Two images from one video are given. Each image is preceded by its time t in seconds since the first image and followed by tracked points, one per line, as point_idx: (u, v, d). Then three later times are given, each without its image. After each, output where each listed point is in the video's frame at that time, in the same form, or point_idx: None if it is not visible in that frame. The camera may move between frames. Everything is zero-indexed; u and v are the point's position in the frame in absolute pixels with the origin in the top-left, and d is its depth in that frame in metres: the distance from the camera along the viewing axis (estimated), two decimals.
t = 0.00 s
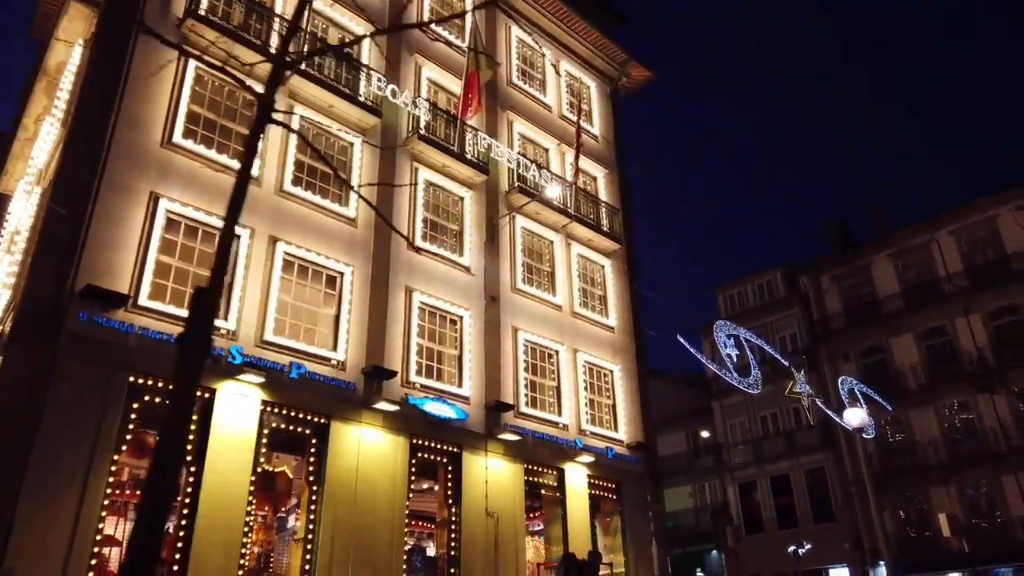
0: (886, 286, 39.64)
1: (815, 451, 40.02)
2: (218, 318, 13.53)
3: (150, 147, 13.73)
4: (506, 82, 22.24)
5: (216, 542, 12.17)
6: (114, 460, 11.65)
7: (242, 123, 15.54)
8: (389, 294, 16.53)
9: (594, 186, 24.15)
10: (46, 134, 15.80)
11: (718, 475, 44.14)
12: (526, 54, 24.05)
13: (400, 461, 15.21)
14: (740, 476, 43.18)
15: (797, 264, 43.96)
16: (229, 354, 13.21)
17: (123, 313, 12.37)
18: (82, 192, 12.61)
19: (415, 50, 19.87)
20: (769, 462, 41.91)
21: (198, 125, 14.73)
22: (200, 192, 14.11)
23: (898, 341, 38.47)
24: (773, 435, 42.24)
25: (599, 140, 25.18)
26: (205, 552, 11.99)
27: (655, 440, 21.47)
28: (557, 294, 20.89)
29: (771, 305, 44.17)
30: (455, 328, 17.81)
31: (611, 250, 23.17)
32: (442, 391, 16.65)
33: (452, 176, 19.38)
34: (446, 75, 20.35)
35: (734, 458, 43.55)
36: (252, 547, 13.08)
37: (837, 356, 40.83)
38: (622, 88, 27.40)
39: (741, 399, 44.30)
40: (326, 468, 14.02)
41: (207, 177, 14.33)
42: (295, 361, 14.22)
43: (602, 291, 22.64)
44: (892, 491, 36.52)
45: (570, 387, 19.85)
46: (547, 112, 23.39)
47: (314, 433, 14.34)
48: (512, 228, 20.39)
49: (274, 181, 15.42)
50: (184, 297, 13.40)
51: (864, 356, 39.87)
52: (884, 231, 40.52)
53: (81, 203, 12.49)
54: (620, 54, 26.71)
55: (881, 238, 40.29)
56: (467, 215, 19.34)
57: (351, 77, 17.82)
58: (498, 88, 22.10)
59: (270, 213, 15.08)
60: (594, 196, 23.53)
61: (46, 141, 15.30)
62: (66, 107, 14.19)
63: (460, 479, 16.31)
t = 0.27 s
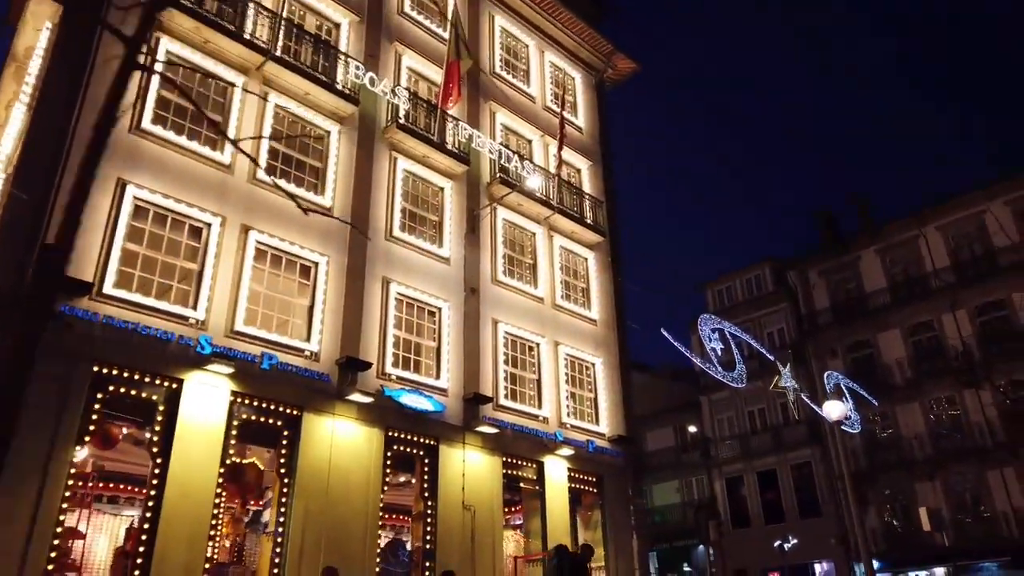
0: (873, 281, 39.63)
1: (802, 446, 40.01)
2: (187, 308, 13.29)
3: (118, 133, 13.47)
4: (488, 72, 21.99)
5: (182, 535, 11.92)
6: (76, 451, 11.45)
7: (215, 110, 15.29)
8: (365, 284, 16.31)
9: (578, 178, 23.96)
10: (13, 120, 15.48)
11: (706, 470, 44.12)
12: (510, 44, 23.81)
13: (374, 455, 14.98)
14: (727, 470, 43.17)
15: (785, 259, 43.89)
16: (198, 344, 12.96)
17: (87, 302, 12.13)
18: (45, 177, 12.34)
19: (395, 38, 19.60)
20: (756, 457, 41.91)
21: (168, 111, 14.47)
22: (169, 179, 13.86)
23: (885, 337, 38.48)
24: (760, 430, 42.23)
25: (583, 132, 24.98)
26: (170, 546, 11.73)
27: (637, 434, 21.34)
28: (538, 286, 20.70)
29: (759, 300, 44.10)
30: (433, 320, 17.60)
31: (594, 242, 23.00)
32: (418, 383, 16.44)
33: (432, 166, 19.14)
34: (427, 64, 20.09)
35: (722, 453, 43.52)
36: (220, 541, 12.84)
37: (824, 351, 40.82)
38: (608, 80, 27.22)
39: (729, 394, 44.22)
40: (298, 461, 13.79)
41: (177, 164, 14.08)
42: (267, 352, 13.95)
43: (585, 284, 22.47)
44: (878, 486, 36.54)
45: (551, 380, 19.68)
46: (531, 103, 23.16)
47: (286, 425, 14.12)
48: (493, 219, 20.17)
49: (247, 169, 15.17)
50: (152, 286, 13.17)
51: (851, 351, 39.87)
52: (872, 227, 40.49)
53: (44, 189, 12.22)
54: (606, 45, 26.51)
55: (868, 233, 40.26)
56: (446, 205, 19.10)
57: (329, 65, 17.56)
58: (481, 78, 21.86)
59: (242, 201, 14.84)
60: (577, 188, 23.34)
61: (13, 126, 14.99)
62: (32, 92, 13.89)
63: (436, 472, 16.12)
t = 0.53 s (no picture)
0: (864, 277, 39.54)
1: (792, 442, 39.93)
2: (157, 301, 13.01)
3: (86, 121, 13.15)
4: (473, 64, 21.69)
5: (150, 531, 11.65)
6: (39, 448, 11.20)
7: (189, 99, 14.99)
8: (344, 278, 16.04)
9: (564, 172, 23.72)
10: None
11: (696, 466, 44.02)
12: (495, 35, 23.52)
13: (350, 452, 14.72)
14: (717, 467, 43.10)
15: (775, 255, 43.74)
16: (168, 338, 12.71)
17: (53, 294, 11.84)
18: (10, 167, 12.02)
19: (376, 28, 19.29)
20: (746, 453, 41.82)
21: (139, 100, 14.16)
22: (139, 169, 13.55)
23: (874, 333, 38.40)
24: (750, 426, 42.14)
25: (570, 125, 24.73)
26: (137, 543, 11.46)
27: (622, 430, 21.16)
28: (522, 281, 20.46)
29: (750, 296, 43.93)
30: (413, 314, 17.34)
31: (580, 237, 22.78)
32: (397, 379, 16.20)
33: (413, 159, 18.86)
34: (409, 55, 19.78)
35: (712, 449, 43.40)
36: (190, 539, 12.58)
37: (814, 348, 40.73)
38: (595, 73, 26.97)
39: (720, 390, 44.07)
40: (271, 457, 13.53)
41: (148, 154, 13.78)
42: (240, 346, 13.70)
43: (570, 278, 22.26)
44: (867, 483, 36.49)
45: (534, 375, 19.46)
46: (516, 96, 22.89)
47: (259, 420, 13.86)
48: (476, 213, 19.92)
49: (221, 160, 14.88)
50: (120, 279, 12.89)
51: (841, 347, 39.78)
52: (862, 222, 40.37)
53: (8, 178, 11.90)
54: (593, 37, 26.25)
55: (859, 229, 40.12)
56: (428, 198, 18.84)
57: (308, 55, 17.26)
58: (465, 69, 21.58)
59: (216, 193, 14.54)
60: (563, 182, 23.11)
61: None
62: None
63: (415, 468, 15.89)
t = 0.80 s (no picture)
0: (854, 272, 39.44)
1: (781, 437, 39.88)
2: (126, 290, 12.75)
3: (55, 105, 12.86)
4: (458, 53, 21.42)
5: (117, 523, 11.43)
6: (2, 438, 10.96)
7: (163, 85, 14.71)
8: (322, 268, 15.79)
9: (551, 164, 23.50)
10: None
11: (686, 461, 43.94)
12: (482, 25, 23.24)
13: (326, 444, 14.49)
14: (707, 462, 43.01)
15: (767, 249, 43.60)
16: (137, 327, 12.46)
17: (17, 281, 11.57)
18: None
19: (358, 16, 19.00)
20: (736, 448, 41.75)
21: (110, 85, 13.88)
22: (110, 155, 13.27)
23: (865, 328, 38.31)
24: (740, 421, 42.05)
25: (557, 116, 24.49)
26: (103, 536, 11.23)
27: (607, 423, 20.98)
28: (506, 272, 20.24)
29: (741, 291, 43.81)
30: (394, 306, 17.10)
31: (566, 229, 22.56)
32: (377, 370, 15.97)
33: (396, 148, 18.60)
34: (392, 42, 19.49)
35: (701, 444, 43.32)
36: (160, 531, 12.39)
37: (805, 343, 40.63)
38: (584, 64, 26.74)
39: (710, 385, 43.95)
40: (244, 450, 13.29)
41: (119, 139, 13.50)
42: (213, 336, 13.45)
43: (555, 270, 22.06)
44: (856, 478, 36.43)
45: (517, 368, 19.26)
46: (502, 86, 22.63)
47: (232, 412, 13.61)
48: (460, 204, 19.67)
49: (195, 146, 14.59)
50: (89, 267, 12.62)
51: (832, 342, 39.68)
52: (853, 217, 40.25)
53: None
54: (582, 28, 26.00)
55: (850, 224, 40.01)
56: (410, 188, 18.58)
57: (287, 42, 16.96)
58: (450, 58, 21.30)
59: (190, 180, 14.25)
60: (550, 173, 22.88)
61: None
62: None
63: (394, 461, 15.69)
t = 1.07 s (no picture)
0: (845, 267, 39.28)
1: (772, 432, 39.77)
2: (93, 281, 12.43)
3: (19, 92, 12.53)
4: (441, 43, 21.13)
5: (80, 522, 11.14)
6: None
7: (134, 72, 14.39)
8: (299, 260, 15.49)
9: (537, 157, 23.25)
10: None
11: (676, 457, 43.80)
12: (467, 15, 22.92)
13: (300, 440, 14.22)
14: (697, 458, 42.87)
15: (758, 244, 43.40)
16: (104, 320, 12.16)
17: None
18: None
19: (339, 4, 18.66)
20: (727, 443, 41.62)
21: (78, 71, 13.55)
22: (77, 143, 12.94)
23: (855, 323, 38.18)
24: (730, 417, 41.91)
25: (544, 108, 24.21)
26: (65, 534, 10.95)
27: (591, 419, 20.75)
28: (490, 266, 19.97)
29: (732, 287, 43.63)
30: (373, 299, 16.81)
31: (552, 223, 22.30)
32: (354, 365, 15.69)
33: (377, 139, 18.29)
34: (373, 31, 19.17)
35: (692, 440, 43.17)
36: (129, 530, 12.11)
37: (795, 338, 40.48)
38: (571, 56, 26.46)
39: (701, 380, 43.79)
40: (215, 446, 12.99)
41: (87, 127, 13.17)
42: (184, 329, 13.15)
43: (540, 264, 21.80)
44: (845, 474, 36.32)
45: (500, 362, 19.01)
46: (487, 77, 22.33)
47: (203, 406, 13.32)
48: (443, 196, 19.38)
49: (167, 135, 14.27)
50: (54, 258, 12.31)
51: (822, 338, 39.52)
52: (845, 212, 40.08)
53: None
54: (569, 19, 25.70)
55: (841, 219, 39.84)
56: (392, 180, 18.28)
57: (265, 30, 16.62)
58: (434, 48, 20.99)
59: (161, 169, 13.92)
60: (536, 166, 22.61)
61: None
62: None
63: (371, 457, 15.44)
